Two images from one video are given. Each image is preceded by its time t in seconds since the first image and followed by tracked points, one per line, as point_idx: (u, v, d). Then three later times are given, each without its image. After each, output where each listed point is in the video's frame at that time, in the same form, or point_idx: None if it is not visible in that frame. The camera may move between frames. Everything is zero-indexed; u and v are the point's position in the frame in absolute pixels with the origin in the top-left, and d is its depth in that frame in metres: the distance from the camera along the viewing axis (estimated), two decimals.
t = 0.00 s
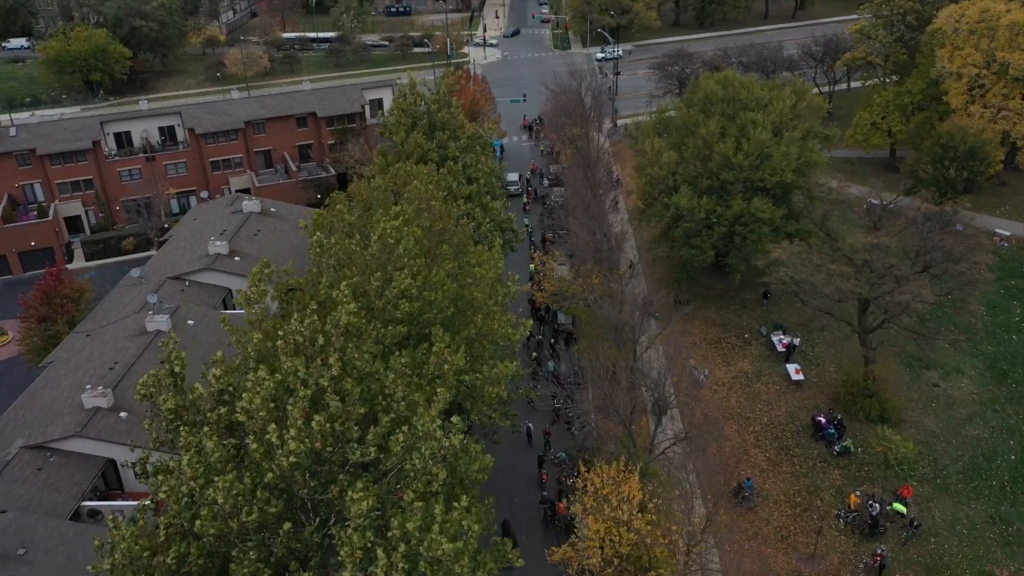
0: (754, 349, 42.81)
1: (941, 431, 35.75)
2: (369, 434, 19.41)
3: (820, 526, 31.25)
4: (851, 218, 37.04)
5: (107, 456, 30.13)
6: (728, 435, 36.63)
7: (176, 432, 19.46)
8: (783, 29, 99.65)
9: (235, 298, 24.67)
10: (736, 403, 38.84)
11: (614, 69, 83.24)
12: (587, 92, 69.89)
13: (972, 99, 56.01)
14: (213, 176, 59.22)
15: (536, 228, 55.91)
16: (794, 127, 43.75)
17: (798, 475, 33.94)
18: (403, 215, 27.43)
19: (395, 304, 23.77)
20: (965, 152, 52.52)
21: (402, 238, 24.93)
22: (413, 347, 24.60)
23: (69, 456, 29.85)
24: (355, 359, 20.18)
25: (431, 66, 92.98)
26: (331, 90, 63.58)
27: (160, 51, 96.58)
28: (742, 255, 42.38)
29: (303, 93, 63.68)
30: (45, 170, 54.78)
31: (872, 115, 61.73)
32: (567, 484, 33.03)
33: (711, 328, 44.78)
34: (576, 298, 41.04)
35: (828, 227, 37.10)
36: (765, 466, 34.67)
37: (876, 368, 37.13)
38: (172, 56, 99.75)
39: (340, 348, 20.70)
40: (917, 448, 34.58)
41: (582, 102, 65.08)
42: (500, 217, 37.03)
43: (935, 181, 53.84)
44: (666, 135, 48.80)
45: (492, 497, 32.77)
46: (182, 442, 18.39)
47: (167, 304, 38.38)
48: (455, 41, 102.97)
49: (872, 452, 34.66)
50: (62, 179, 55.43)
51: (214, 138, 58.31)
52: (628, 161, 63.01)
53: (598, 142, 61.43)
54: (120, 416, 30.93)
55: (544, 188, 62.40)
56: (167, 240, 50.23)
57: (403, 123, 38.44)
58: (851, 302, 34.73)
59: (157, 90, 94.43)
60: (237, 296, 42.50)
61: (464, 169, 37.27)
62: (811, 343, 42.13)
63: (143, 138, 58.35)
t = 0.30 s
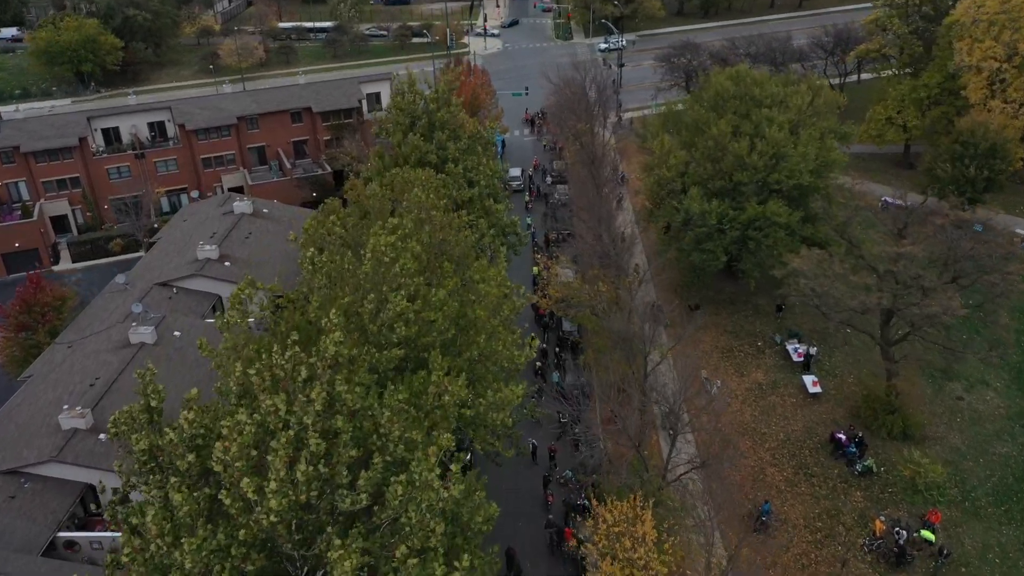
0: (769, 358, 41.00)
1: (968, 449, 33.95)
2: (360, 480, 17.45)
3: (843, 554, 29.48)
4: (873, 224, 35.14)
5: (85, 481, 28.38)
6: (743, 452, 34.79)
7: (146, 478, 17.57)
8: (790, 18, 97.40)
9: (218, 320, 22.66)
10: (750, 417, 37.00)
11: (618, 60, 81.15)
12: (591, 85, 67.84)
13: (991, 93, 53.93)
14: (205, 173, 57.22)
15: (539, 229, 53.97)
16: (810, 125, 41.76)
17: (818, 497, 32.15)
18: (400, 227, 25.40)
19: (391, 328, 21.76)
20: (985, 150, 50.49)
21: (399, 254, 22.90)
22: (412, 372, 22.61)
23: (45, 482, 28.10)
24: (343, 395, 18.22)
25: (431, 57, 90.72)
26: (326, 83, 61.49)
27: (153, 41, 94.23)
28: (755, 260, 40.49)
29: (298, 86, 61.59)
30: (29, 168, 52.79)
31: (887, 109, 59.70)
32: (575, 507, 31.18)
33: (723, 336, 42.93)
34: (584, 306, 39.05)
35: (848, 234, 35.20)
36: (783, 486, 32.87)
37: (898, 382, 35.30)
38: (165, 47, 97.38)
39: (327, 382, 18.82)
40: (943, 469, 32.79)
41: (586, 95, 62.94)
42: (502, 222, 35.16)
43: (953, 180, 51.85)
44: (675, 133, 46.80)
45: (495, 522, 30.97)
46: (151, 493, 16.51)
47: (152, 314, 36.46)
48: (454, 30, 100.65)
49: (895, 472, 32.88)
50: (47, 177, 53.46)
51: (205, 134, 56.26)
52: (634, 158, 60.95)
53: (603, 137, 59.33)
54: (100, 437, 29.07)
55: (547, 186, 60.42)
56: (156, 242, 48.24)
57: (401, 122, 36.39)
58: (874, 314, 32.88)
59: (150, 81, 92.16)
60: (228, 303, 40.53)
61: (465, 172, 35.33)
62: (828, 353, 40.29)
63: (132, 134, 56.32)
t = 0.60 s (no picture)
0: (784, 370, 39.16)
1: (998, 471, 32.14)
2: (350, 542, 15.68)
3: None
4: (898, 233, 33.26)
5: (61, 513, 26.55)
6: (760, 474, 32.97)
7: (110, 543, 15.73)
8: (798, 9, 95.04)
9: (197, 351, 20.83)
10: (767, 435, 35.15)
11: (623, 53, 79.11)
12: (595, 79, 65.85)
13: (1013, 89, 50.96)
14: (197, 172, 55.19)
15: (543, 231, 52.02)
16: (828, 126, 39.81)
17: (841, 524, 30.36)
18: (396, 245, 23.49)
19: (385, 360, 19.92)
20: (1008, 149, 48.31)
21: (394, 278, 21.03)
22: (409, 406, 20.82)
23: (18, 515, 26.26)
24: (332, 445, 16.39)
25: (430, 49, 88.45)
26: (322, 78, 59.43)
27: (146, 32, 91.82)
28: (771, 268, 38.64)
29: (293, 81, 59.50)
30: (13, 168, 50.68)
31: (903, 106, 57.63)
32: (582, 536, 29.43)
33: (736, 346, 41.05)
34: (591, 317, 37.11)
35: (872, 243, 33.34)
36: (804, 511, 31.08)
37: (923, 400, 33.47)
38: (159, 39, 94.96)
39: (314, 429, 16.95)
40: (973, 493, 31.01)
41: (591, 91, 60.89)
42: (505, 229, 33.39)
43: (974, 181, 49.69)
44: (685, 133, 44.82)
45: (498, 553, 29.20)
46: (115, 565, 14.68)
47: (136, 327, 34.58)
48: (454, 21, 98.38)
49: (922, 497, 31.10)
50: (32, 177, 51.35)
51: (196, 132, 54.19)
52: (641, 156, 58.92)
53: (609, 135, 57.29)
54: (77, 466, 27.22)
55: (550, 185, 58.45)
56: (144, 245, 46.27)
57: (399, 124, 34.44)
58: (900, 330, 31.06)
59: (142, 74, 89.82)
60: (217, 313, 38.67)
61: (466, 178, 33.37)
62: (847, 366, 38.44)
63: (120, 132, 54.31)
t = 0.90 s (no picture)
0: (800, 385, 37.33)
1: None
2: None
3: None
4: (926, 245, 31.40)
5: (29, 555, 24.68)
6: (779, 500, 31.19)
7: None
8: None
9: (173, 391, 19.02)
10: (785, 456, 33.35)
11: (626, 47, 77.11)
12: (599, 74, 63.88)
13: None
14: (186, 173, 53.12)
15: (546, 235, 50.07)
16: (848, 128, 37.84)
17: (865, 555, 28.59)
18: (389, 269, 21.58)
19: (377, 404, 18.10)
20: None
21: (386, 310, 19.14)
22: (404, 451, 19.01)
23: None
24: (316, 512, 14.60)
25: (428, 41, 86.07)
26: (316, 74, 57.29)
27: (136, 25, 89.29)
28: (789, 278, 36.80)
29: (285, 77, 57.35)
30: None
31: (918, 103, 55.60)
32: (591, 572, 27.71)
33: (749, 359, 39.23)
34: (595, 332, 35.05)
35: (898, 255, 31.39)
36: (825, 542, 29.29)
37: (951, 421, 31.65)
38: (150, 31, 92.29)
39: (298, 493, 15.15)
40: (1005, 523, 29.21)
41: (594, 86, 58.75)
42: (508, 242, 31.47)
43: (995, 182, 47.35)
44: (694, 133, 42.79)
45: None
46: None
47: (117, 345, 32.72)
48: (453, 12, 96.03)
49: (951, 526, 29.31)
50: (13, 179, 49.18)
51: (184, 131, 52.08)
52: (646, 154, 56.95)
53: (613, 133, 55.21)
54: (48, 501, 25.34)
55: (552, 186, 56.48)
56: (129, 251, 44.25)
57: (394, 128, 32.40)
58: (930, 349, 29.18)
59: (132, 68, 87.30)
60: (204, 327, 36.75)
61: (466, 187, 31.36)
62: (866, 381, 36.63)
63: (105, 131, 52.20)
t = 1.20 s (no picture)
0: (819, 404, 35.53)
1: None
2: None
3: None
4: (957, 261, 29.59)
5: None
6: (798, 531, 29.44)
7: None
8: None
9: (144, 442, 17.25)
10: (804, 481, 31.57)
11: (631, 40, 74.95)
12: (604, 69, 61.75)
13: None
14: (175, 175, 51.18)
15: (549, 239, 48.17)
16: (870, 132, 35.90)
17: None
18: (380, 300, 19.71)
19: (366, 459, 16.33)
20: None
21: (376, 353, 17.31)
22: (399, 508, 17.25)
23: None
24: None
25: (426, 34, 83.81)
26: (310, 71, 55.19)
27: (128, 17, 87.03)
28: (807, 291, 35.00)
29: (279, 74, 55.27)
30: None
31: (935, 101, 53.62)
32: None
33: (764, 376, 37.42)
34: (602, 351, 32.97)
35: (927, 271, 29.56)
36: None
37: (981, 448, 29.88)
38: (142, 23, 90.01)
39: None
40: None
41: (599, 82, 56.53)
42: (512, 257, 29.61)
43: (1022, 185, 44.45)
44: (706, 135, 40.80)
45: None
46: None
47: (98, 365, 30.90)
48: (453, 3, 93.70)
49: (983, 561, 27.57)
50: None
51: (174, 131, 50.08)
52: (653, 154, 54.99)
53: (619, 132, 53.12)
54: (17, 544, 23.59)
55: (556, 187, 54.51)
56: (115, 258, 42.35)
57: (391, 135, 30.37)
58: (963, 373, 27.40)
59: (124, 61, 85.10)
60: (190, 343, 34.85)
61: (467, 198, 29.44)
62: (888, 401, 34.84)
63: (90, 131, 50.15)
